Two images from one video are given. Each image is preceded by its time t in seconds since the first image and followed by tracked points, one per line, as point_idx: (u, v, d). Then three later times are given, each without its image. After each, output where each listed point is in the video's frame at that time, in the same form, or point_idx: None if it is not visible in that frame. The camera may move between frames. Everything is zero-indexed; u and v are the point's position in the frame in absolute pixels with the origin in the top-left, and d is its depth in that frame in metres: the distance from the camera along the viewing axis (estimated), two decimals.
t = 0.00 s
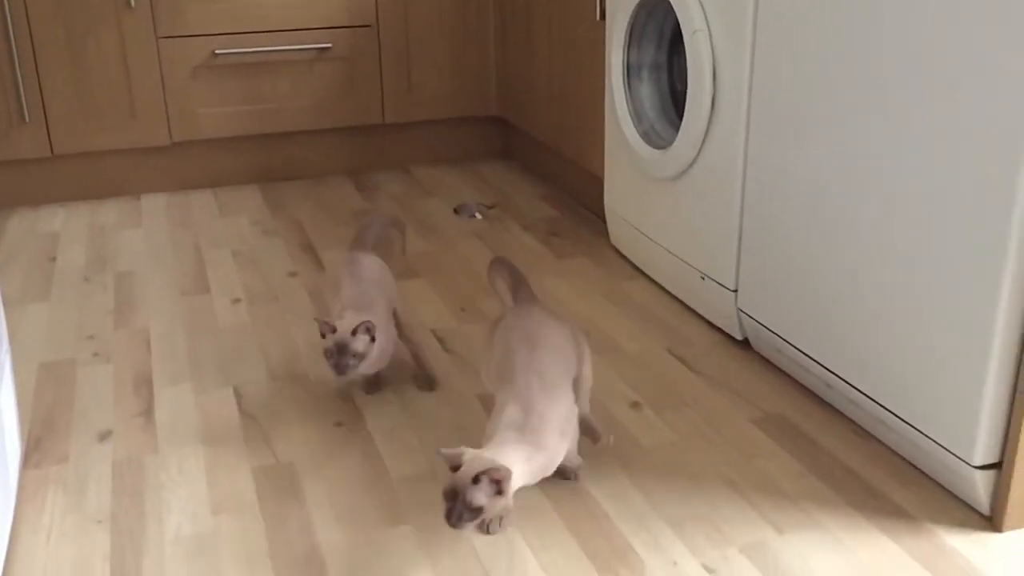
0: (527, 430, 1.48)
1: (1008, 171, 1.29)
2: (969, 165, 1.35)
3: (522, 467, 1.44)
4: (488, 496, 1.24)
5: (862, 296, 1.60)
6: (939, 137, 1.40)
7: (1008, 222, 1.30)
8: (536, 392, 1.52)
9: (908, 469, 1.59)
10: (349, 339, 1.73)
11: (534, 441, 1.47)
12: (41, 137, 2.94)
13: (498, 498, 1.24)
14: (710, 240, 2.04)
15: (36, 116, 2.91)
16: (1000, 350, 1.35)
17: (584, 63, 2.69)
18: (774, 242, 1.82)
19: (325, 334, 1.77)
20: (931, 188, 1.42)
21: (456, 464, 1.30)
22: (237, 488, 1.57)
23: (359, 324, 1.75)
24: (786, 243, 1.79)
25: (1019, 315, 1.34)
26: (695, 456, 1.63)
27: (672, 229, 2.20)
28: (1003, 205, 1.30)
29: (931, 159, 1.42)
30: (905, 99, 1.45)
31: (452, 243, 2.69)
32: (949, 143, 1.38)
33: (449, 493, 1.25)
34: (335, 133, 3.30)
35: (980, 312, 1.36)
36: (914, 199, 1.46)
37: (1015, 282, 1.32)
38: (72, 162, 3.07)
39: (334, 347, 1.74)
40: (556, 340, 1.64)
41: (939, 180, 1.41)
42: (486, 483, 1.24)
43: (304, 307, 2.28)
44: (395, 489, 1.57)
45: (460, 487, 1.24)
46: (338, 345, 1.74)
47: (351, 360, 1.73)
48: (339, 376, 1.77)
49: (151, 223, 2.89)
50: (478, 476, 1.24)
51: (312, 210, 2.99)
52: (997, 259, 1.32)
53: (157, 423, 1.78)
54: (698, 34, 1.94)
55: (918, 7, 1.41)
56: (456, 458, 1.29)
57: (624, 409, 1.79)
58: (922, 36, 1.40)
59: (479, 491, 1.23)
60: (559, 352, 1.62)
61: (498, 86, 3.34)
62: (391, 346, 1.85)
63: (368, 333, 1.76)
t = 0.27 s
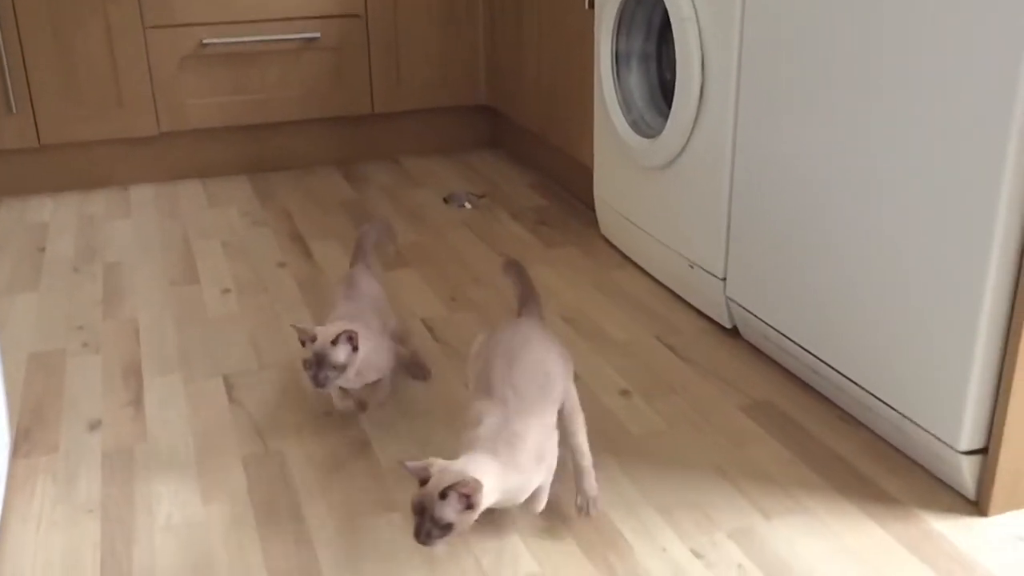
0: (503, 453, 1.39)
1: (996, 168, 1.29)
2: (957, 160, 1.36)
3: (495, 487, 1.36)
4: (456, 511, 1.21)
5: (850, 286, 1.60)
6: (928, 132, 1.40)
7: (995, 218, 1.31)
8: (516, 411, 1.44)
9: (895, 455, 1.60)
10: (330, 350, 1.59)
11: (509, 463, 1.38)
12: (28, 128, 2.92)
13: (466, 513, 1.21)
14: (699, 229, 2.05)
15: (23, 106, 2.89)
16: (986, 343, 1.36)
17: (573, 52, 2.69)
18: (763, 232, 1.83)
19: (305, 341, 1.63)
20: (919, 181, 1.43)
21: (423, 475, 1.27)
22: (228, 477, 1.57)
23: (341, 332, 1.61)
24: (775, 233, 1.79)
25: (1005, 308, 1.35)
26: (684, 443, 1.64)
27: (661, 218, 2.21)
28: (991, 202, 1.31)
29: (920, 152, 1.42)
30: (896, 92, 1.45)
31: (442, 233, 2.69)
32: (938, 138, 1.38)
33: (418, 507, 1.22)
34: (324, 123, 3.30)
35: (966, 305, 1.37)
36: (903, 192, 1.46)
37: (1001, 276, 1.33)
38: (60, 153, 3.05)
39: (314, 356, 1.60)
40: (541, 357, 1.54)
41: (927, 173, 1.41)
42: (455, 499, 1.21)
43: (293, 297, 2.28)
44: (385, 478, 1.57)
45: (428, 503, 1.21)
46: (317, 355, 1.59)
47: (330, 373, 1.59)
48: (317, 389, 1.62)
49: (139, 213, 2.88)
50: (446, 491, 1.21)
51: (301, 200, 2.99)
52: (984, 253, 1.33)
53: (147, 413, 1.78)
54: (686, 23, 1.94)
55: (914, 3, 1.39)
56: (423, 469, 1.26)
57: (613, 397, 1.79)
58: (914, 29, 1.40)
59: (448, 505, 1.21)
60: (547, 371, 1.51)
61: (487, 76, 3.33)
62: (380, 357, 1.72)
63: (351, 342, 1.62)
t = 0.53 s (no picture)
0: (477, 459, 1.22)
1: (985, 142, 1.29)
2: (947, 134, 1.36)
3: (465, 490, 1.19)
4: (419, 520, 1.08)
5: (841, 257, 1.61)
6: (920, 107, 1.39)
7: (984, 191, 1.31)
8: (503, 414, 1.28)
9: (884, 423, 1.61)
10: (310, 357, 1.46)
11: (480, 466, 1.21)
12: (17, 100, 2.90)
13: (428, 524, 1.08)
14: (691, 200, 2.05)
15: (12, 78, 2.87)
16: (974, 314, 1.37)
17: (565, 23, 2.68)
18: (754, 204, 1.83)
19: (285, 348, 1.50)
20: (910, 156, 1.43)
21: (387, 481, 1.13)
22: (222, 448, 1.58)
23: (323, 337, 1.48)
24: (766, 204, 1.79)
25: (993, 279, 1.35)
26: (677, 413, 1.65)
27: (654, 190, 2.21)
28: (979, 176, 1.31)
29: (910, 126, 1.42)
30: (887, 65, 1.45)
31: (434, 205, 2.69)
32: (928, 112, 1.38)
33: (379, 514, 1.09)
34: (315, 95, 3.28)
35: (955, 277, 1.38)
36: (893, 166, 1.46)
37: (988, 247, 1.34)
38: (50, 125, 3.03)
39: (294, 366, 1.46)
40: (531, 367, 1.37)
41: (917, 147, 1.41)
42: (418, 508, 1.08)
43: (286, 269, 2.28)
44: (379, 448, 1.58)
45: (388, 509, 1.08)
46: (297, 364, 1.46)
47: (312, 383, 1.46)
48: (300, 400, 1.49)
49: (130, 186, 2.87)
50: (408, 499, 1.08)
51: (293, 172, 2.98)
52: (972, 226, 1.34)
53: (140, 385, 1.78)
54: None
55: None
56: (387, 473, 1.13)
57: (605, 367, 1.80)
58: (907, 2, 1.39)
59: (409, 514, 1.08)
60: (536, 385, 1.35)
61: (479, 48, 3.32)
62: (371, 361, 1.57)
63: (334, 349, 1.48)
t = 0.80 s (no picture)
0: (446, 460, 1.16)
1: (980, 105, 1.29)
2: (942, 98, 1.35)
3: (424, 494, 1.10)
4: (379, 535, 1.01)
5: (835, 221, 1.61)
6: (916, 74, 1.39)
7: (978, 155, 1.31)
8: (488, 421, 1.26)
9: (876, 385, 1.62)
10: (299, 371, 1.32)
11: (449, 471, 1.14)
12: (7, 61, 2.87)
13: (389, 539, 1.01)
14: (686, 162, 2.04)
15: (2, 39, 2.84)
16: (965, 279, 1.38)
17: None
18: (749, 167, 1.83)
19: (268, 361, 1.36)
20: (905, 122, 1.42)
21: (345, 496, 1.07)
22: (217, 411, 1.59)
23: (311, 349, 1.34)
24: (761, 167, 1.79)
25: (986, 242, 1.36)
26: (671, 375, 1.65)
27: (649, 152, 2.20)
28: (974, 140, 1.31)
29: (906, 90, 1.41)
30: (884, 27, 1.44)
31: (428, 168, 2.68)
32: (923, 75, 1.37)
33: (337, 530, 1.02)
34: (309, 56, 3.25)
35: (948, 241, 1.38)
36: (887, 130, 1.46)
37: (981, 210, 1.34)
38: (41, 88, 3.00)
39: (279, 377, 1.32)
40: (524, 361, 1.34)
41: (912, 110, 1.41)
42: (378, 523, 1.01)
43: (279, 232, 2.27)
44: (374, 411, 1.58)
45: (346, 523, 1.01)
46: (283, 377, 1.32)
47: (299, 398, 1.31)
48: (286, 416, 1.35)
49: (122, 148, 2.85)
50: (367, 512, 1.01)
51: (286, 135, 2.96)
52: (966, 190, 1.34)
53: (135, 348, 1.78)
54: None
55: None
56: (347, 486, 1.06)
57: (600, 330, 1.80)
58: None
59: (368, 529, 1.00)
60: (525, 379, 1.32)
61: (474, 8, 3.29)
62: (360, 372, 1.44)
63: (324, 362, 1.34)
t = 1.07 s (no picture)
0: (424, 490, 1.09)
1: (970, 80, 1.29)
2: (932, 73, 1.35)
3: (391, 526, 1.03)
4: None
5: (825, 198, 1.61)
6: (906, 52, 1.39)
7: (969, 129, 1.31)
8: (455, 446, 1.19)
9: (867, 358, 1.63)
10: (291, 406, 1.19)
11: (415, 502, 1.07)
12: None
13: None
14: (678, 138, 2.04)
15: None
16: (954, 256, 1.38)
17: None
18: (741, 143, 1.83)
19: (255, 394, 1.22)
20: (895, 100, 1.42)
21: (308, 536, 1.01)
22: (210, 388, 1.59)
23: (303, 381, 1.22)
24: (753, 143, 1.79)
25: (975, 216, 1.36)
26: (663, 350, 1.66)
27: (641, 127, 2.20)
28: (965, 114, 1.31)
29: (897, 66, 1.41)
30: (875, 6, 1.44)
31: (420, 144, 2.67)
32: (915, 51, 1.37)
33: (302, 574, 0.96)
34: (300, 32, 3.24)
35: (938, 215, 1.39)
36: (879, 106, 1.46)
37: (971, 185, 1.34)
38: (31, 65, 2.98)
39: (269, 411, 1.19)
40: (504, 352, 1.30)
41: (903, 85, 1.40)
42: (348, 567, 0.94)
43: (271, 209, 2.27)
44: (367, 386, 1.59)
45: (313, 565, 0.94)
46: (274, 411, 1.19)
47: (292, 434, 1.18)
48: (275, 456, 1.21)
49: (113, 125, 2.84)
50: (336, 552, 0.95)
51: (278, 111, 2.95)
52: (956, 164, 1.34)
53: (128, 325, 1.78)
54: None
55: None
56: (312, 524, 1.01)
57: (592, 305, 1.81)
58: None
59: None
60: (507, 371, 1.28)
61: None
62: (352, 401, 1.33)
63: (317, 396, 1.22)
